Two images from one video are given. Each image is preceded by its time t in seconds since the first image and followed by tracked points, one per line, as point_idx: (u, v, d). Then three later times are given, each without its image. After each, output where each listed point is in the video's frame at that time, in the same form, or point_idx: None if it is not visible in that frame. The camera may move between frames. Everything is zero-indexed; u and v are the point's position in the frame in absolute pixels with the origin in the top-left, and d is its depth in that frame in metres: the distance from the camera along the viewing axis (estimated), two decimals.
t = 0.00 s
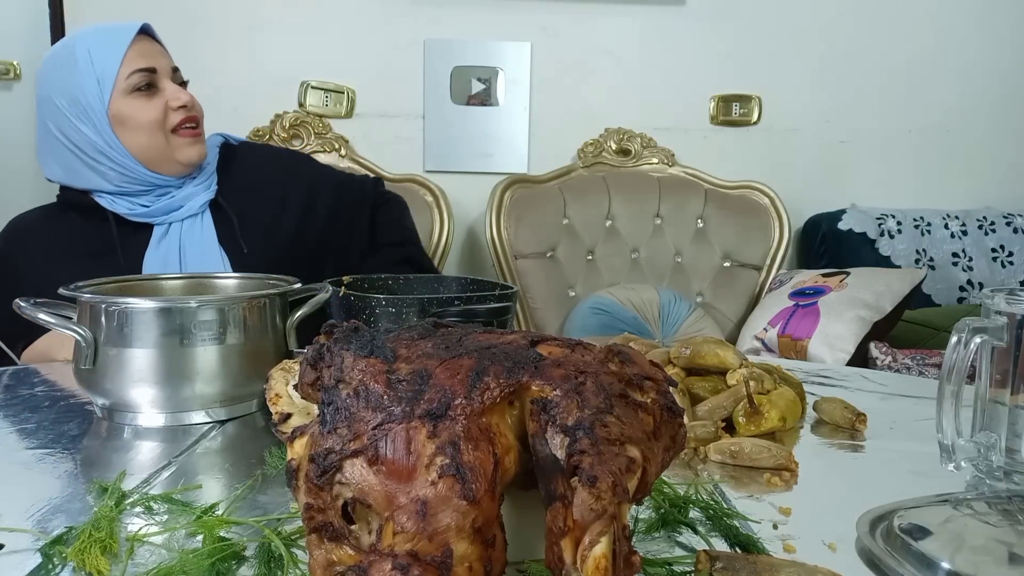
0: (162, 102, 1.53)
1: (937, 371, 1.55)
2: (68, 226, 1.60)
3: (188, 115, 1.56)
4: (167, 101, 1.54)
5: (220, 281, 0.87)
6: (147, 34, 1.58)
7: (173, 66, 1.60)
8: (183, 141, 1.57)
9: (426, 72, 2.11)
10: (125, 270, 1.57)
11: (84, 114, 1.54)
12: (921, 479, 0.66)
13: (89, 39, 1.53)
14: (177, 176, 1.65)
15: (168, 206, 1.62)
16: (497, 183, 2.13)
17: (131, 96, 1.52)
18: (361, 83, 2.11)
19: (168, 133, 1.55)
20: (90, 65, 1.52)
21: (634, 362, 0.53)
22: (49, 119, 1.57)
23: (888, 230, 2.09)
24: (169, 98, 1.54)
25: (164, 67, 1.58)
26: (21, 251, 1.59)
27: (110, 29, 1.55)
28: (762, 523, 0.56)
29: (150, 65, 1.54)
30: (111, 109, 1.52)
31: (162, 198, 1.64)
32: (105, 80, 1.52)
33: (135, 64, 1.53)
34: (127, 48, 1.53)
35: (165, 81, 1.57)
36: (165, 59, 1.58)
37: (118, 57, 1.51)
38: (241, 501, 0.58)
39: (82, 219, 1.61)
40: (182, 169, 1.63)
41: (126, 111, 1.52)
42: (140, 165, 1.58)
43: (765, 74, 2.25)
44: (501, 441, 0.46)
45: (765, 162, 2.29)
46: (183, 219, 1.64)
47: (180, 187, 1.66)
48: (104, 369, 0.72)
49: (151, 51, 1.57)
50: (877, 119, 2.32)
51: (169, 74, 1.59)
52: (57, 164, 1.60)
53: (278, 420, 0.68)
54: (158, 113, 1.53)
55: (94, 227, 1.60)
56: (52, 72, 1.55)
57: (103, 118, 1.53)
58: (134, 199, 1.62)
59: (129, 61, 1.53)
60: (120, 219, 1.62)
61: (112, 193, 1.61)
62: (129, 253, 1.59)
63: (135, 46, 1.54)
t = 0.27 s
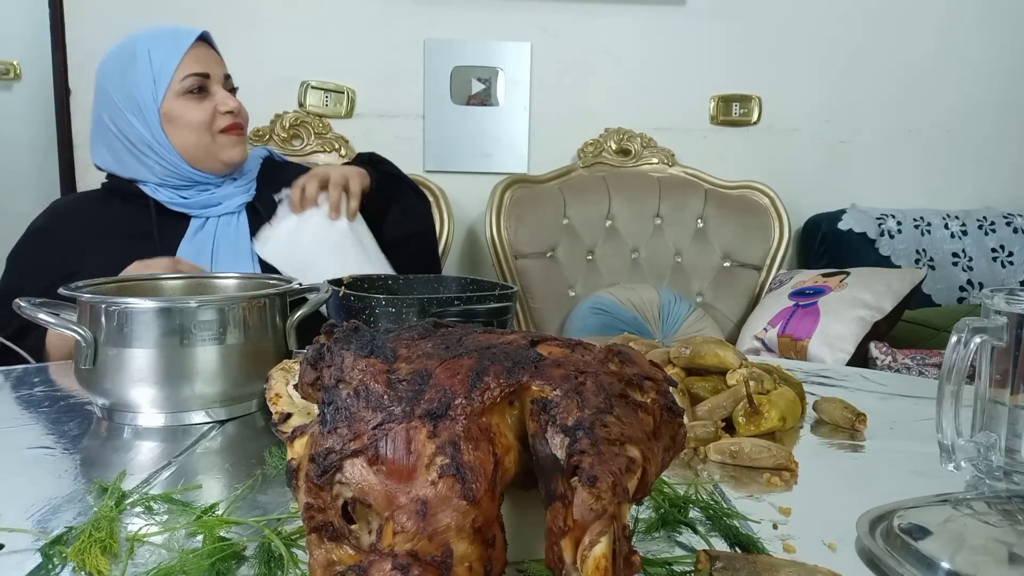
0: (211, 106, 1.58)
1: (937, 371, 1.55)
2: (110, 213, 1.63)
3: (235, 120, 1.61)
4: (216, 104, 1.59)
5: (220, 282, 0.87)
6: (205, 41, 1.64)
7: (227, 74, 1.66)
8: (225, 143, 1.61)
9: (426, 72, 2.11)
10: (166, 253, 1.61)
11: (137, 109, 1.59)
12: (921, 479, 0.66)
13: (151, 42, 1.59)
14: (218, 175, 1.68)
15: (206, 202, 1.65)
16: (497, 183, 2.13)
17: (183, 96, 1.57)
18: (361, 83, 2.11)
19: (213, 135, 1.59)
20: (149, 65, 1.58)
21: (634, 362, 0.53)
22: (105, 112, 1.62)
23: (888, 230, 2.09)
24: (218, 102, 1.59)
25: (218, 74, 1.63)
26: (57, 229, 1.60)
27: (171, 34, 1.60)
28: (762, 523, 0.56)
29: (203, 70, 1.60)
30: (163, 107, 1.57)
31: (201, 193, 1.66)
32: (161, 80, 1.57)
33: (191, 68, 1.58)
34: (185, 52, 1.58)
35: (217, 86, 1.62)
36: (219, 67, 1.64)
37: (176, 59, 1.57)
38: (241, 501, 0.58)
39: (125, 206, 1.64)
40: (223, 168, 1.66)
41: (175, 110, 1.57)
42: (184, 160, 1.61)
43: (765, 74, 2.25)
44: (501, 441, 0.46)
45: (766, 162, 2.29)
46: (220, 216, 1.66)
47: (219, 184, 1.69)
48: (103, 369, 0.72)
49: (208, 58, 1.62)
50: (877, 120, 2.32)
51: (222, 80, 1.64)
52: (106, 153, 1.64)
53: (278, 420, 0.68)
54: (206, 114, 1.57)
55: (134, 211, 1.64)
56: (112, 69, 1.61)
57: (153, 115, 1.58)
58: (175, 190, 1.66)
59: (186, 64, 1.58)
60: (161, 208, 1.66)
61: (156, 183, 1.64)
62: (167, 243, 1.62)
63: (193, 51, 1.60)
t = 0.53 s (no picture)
0: (248, 118, 1.56)
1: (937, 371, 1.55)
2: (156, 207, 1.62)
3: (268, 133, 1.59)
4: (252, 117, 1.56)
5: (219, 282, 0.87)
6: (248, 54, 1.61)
7: (265, 88, 1.63)
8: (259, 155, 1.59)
9: (426, 72, 2.11)
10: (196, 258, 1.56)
11: (180, 114, 1.56)
12: (921, 479, 0.67)
13: (198, 52, 1.56)
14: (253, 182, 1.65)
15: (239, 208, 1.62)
16: (497, 183, 2.13)
17: (222, 106, 1.54)
18: (361, 83, 2.11)
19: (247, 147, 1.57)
20: (193, 72, 1.54)
21: (634, 362, 0.53)
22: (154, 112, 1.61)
23: (888, 230, 2.09)
24: (254, 115, 1.57)
25: (256, 87, 1.60)
26: (112, 212, 1.61)
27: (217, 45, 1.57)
28: (762, 523, 0.56)
29: (243, 83, 1.57)
30: (203, 115, 1.54)
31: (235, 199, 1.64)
32: (202, 88, 1.54)
33: (232, 79, 1.55)
34: (228, 63, 1.55)
35: (255, 99, 1.59)
36: (259, 80, 1.61)
37: (220, 69, 1.54)
38: (241, 501, 0.58)
39: (170, 203, 1.63)
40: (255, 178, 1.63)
41: (214, 120, 1.53)
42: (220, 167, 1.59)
43: (765, 74, 2.25)
44: (500, 440, 0.46)
45: (766, 162, 2.29)
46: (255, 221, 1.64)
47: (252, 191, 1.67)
48: (104, 369, 0.72)
49: (250, 71, 1.59)
50: (877, 120, 2.32)
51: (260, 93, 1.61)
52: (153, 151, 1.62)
53: (278, 420, 0.68)
54: (241, 127, 1.55)
55: (178, 209, 1.62)
56: (161, 73, 1.60)
57: (193, 121, 1.55)
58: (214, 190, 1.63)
59: (228, 75, 1.55)
60: (199, 206, 1.63)
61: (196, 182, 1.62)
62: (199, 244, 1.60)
63: (237, 64, 1.57)
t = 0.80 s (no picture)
0: (239, 130, 1.54)
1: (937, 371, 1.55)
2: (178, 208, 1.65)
3: (260, 147, 1.55)
4: (244, 129, 1.54)
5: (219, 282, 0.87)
6: (256, 64, 1.57)
7: (270, 101, 1.57)
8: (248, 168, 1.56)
9: (426, 72, 2.11)
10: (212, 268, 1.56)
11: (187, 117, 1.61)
12: (921, 479, 0.67)
13: (211, 61, 1.57)
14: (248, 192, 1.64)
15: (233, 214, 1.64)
16: (497, 183, 2.13)
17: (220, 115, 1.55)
18: (361, 83, 2.11)
19: (237, 158, 1.56)
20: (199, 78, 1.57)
21: (634, 362, 0.53)
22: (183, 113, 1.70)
23: (889, 230, 2.08)
24: (247, 127, 1.54)
25: (259, 99, 1.56)
26: (135, 211, 1.63)
27: (226, 54, 1.57)
28: (762, 523, 0.56)
29: (241, 94, 1.55)
30: (202, 121, 1.56)
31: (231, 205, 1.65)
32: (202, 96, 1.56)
33: (231, 90, 1.54)
34: (229, 74, 1.54)
35: (255, 111, 1.56)
36: (261, 92, 1.56)
37: (219, 79, 1.54)
38: (241, 501, 0.58)
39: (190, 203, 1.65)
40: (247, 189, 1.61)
41: (209, 127, 1.55)
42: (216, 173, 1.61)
43: (765, 74, 2.25)
44: (500, 440, 0.46)
45: (765, 162, 2.29)
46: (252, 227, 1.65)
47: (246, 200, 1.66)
48: (104, 369, 0.72)
49: (252, 83, 1.56)
50: (877, 119, 2.32)
51: (263, 106, 1.57)
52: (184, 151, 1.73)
53: (278, 420, 0.68)
54: (230, 138, 1.54)
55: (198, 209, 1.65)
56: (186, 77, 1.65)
57: (195, 126, 1.58)
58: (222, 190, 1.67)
59: (226, 85, 1.54)
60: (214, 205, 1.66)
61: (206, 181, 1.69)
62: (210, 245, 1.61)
63: (241, 74, 1.55)
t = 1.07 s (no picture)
0: (266, 133, 1.56)
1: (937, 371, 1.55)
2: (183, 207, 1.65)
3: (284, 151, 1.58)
4: (270, 132, 1.56)
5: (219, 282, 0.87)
6: (286, 71, 1.59)
7: (297, 108, 1.61)
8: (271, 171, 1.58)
9: (426, 72, 2.11)
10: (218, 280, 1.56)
11: (207, 113, 1.58)
12: (921, 479, 0.67)
13: (242, 59, 1.56)
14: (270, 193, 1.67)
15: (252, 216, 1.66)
16: (497, 183, 2.13)
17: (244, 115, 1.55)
18: (361, 83, 2.11)
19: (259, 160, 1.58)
20: (226, 78, 1.55)
21: (634, 362, 0.53)
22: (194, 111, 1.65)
23: (889, 230, 2.08)
24: (274, 132, 1.56)
25: (287, 105, 1.59)
26: (140, 208, 1.64)
27: (257, 57, 1.57)
28: (762, 523, 0.56)
29: (271, 98, 1.56)
30: (224, 120, 1.55)
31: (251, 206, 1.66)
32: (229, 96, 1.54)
33: (261, 93, 1.55)
34: (261, 78, 1.55)
35: (281, 116, 1.58)
36: (290, 99, 1.59)
37: (252, 82, 1.54)
38: (242, 501, 0.58)
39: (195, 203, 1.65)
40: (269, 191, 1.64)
41: (233, 126, 1.55)
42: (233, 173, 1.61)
43: (765, 74, 2.25)
44: (500, 440, 0.46)
45: (766, 162, 2.29)
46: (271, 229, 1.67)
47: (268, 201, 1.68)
48: (104, 369, 0.72)
49: (282, 89, 1.58)
50: (877, 119, 2.32)
51: (289, 112, 1.60)
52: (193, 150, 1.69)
53: (278, 420, 0.69)
54: (255, 138, 1.55)
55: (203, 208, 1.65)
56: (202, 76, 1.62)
57: (216, 125, 1.57)
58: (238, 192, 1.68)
59: (256, 89, 1.55)
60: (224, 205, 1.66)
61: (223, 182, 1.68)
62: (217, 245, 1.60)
63: (271, 79, 1.56)
